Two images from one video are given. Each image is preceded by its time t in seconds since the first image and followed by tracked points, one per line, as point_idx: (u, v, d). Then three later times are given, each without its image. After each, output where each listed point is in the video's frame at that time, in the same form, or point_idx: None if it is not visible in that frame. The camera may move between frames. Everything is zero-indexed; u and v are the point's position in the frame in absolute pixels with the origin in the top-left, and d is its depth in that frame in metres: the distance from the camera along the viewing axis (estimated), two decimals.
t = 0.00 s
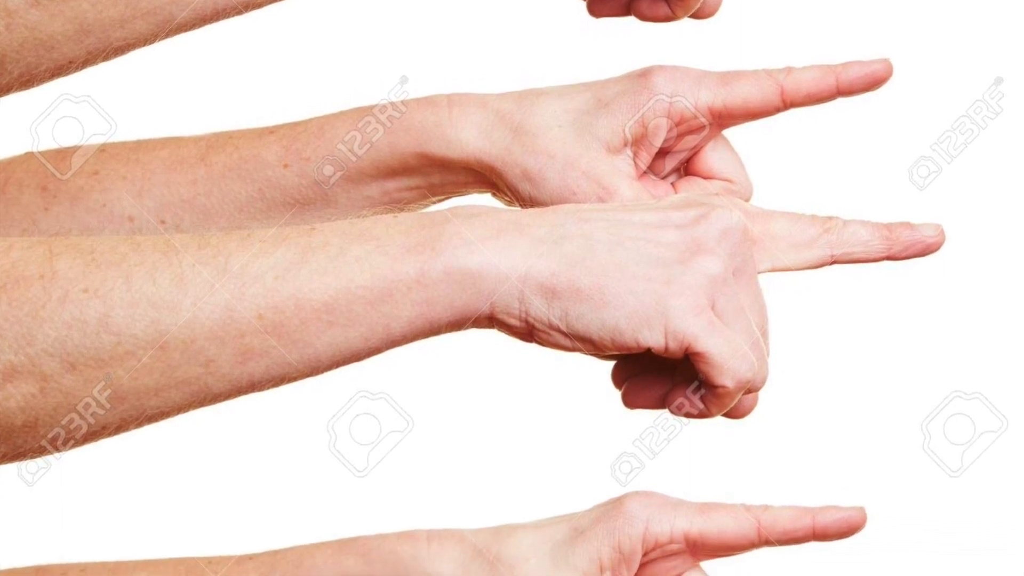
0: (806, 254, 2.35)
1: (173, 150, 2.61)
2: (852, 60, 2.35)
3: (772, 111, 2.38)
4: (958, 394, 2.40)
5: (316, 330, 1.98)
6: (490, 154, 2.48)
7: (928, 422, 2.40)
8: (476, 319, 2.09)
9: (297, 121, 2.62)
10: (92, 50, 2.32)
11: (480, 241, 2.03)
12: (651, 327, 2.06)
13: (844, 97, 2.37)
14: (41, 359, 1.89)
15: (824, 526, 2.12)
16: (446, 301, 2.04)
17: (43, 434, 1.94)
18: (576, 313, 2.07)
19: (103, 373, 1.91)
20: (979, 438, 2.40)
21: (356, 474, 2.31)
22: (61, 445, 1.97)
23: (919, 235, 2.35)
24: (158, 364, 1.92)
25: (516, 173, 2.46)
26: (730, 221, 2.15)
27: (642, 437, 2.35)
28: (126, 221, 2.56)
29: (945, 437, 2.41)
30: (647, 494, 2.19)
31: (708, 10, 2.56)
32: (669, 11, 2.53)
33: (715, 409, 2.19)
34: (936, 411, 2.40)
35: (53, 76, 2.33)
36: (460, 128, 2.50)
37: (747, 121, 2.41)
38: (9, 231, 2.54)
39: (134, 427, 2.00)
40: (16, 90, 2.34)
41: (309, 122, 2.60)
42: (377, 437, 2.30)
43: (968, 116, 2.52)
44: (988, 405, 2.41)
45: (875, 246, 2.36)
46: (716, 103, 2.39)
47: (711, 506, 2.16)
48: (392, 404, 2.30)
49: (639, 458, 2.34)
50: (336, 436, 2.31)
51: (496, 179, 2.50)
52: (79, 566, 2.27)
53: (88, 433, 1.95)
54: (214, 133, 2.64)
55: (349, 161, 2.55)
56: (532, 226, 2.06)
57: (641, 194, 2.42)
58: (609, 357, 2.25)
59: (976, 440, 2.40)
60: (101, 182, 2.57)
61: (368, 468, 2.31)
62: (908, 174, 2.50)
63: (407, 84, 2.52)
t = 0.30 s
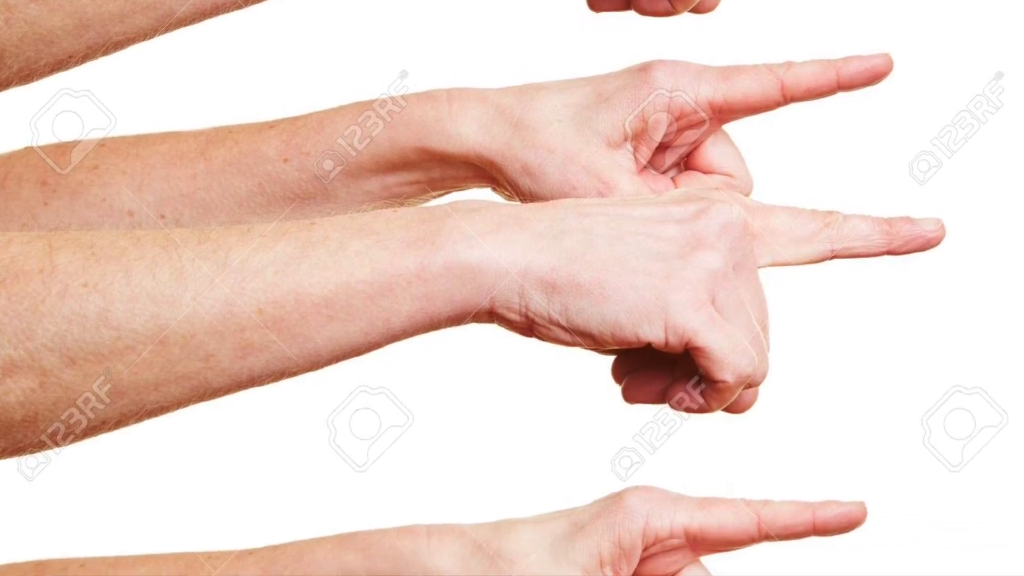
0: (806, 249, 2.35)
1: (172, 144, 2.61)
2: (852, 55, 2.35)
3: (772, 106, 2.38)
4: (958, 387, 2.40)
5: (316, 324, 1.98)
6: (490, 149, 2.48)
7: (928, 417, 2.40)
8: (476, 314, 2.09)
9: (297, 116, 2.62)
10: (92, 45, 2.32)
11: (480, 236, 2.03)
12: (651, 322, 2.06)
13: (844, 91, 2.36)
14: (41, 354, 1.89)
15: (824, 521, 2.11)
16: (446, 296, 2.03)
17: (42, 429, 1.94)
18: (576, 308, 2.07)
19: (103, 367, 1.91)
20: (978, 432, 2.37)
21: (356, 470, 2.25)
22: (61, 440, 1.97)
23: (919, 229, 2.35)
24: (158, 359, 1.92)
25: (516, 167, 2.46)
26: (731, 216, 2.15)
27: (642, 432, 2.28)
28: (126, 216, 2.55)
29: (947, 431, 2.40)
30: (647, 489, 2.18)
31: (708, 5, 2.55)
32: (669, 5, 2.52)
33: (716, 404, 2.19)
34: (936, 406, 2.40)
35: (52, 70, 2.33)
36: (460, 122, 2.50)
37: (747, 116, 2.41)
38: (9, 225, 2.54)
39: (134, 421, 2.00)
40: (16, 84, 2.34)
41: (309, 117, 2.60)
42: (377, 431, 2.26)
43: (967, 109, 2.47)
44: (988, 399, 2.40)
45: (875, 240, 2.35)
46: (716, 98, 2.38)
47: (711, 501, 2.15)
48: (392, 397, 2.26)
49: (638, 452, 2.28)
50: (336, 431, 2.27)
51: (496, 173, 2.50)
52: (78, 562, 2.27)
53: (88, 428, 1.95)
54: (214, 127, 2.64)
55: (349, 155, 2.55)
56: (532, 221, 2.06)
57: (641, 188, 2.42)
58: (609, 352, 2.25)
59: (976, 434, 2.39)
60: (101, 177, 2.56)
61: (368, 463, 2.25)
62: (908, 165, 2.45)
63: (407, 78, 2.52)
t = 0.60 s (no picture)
0: (806, 244, 2.34)
1: (172, 139, 2.61)
2: (852, 49, 2.35)
3: (773, 100, 2.37)
4: (958, 384, 2.40)
5: (316, 319, 1.98)
6: (491, 143, 2.48)
7: (929, 413, 2.40)
8: (476, 308, 2.08)
9: (297, 110, 2.61)
10: (92, 39, 2.32)
11: (480, 231, 2.03)
12: (651, 317, 2.06)
13: (845, 86, 2.36)
14: (41, 349, 1.89)
15: (825, 516, 2.11)
16: (446, 290, 2.03)
17: (42, 424, 1.94)
18: (576, 303, 2.07)
19: (102, 362, 1.91)
20: (979, 428, 2.41)
21: (356, 463, 2.32)
22: (61, 434, 1.97)
23: (920, 224, 2.35)
24: (158, 354, 1.92)
25: (516, 162, 2.46)
26: (731, 211, 2.15)
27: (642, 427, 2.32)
28: (126, 211, 2.55)
29: (947, 427, 2.40)
30: (647, 484, 2.18)
31: None
32: None
33: (716, 399, 2.19)
34: (937, 402, 2.39)
35: (52, 65, 2.32)
36: (460, 117, 2.49)
37: (747, 110, 2.41)
38: (9, 219, 2.54)
39: (133, 416, 2.00)
40: (16, 79, 2.34)
41: (309, 111, 2.60)
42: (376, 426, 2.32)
43: (968, 104, 2.50)
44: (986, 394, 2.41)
45: (875, 235, 2.35)
46: (717, 92, 2.38)
47: (712, 496, 2.15)
48: (392, 392, 2.32)
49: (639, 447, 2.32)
50: (336, 426, 2.33)
51: (496, 168, 2.50)
52: (78, 556, 2.29)
53: (87, 423, 1.95)
54: (214, 122, 2.64)
55: (349, 150, 2.55)
56: (532, 215, 2.06)
57: (641, 183, 2.42)
58: (608, 346, 2.25)
59: (976, 430, 2.40)
60: (101, 171, 2.56)
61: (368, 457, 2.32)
62: (908, 163, 2.48)
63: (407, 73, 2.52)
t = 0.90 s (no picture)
0: (806, 238, 2.34)
1: (172, 134, 2.60)
2: (853, 44, 2.35)
3: (773, 95, 2.37)
4: (958, 376, 2.40)
5: (316, 314, 1.98)
6: (491, 138, 2.47)
7: (929, 407, 2.39)
8: (476, 303, 2.08)
9: (297, 105, 2.61)
10: (91, 34, 2.32)
11: (480, 225, 2.03)
12: (651, 312, 2.06)
13: (845, 81, 2.36)
14: (41, 344, 1.89)
15: (825, 511, 2.11)
16: (446, 285, 2.03)
17: (42, 418, 1.94)
18: (576, 298, 2.07)
19: (102, 357, 1.91)
20: (980, 423, 2.40)
21: (356, 460, 2.30)
22: (61, 429, 1.97)
23: (920, 219, 2.35)
24: (158, 348, 1.92)
25: (516, 157, 2.46)
26: (731, 205, 2.15)
27: (642, 422, 2.34)
28: (126, 205, 2.55)
29: (947, 422, 2.40)
30: (647, 478, 2.18)
31: None
32: None
33: (716, 393, 2.19)
34: (937, 397, 2.39)
35: (52, 60, 2.32)
36: (460, 111, 2.49)
37: (747, 105, 2.40)
38: (8, 214, 2.54)
39: (133, 411, 2.00)
40: (15, 73, 2.34)
41: (308, 106, 2.59)
42: (377, 422, 2.30)
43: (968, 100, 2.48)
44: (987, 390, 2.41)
45: (876, 230, 2.35)
46: (717, 87, 2.38)
47: (711, 490, 2.15)
48: (392, 387, 2.30)
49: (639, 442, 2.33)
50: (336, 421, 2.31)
51: (496, 163, 2.50)
52: (78, 551, 2.29)
53: (87, 417, 1.95)
54: (214, 117, 2.64)
55: (349, 145, 2.55)
56: (532, 210, 2.06)
57: (641, 178, 2.42)
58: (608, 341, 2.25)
59: (977, 425, 2.40)
60: (101, 166, 2.56)
61: (369, 454, 2.31)
62: (909, 157, 2.45)
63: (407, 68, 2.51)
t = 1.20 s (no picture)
0: (806, 233, 2.34)
1: (172, 128, 2.60)
2: (853, 39, 2.34)
3: (773, 90, 2.37)
4: (958, 371, 2.36)
5: (316, 308, 1.98)
6: (491, 133, 2.47)
7: (929, 402, 2.38)
8: (476, 298, 2.08)
9: (297, 99, 2.61)
10: (91, 28, 2.32)
11: (480, 220, 2.03)
12: (652, 307, 2.06)
13: (845, 75, 2.35)
14: (40, 338, 1.89)
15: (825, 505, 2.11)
16: (446, 280, 2.03)
17: (42, 413, 1.94)
18: (577, 293, 2.06)
19: (101, 352, 1.91)
20: (981, 417, 2.38)
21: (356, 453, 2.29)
22: (60, 424, 1.97)
23: (920, 214, 2.35)
24: (157, 343, 1.92)
25: (516, 151, 2.45)
26: (731, 200, 2.14)
27: (641, 417, 2.29)
28: (125, 200, 2.55)
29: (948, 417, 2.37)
30: (647, 473, 2.18)
31: None
32: None
33: (716, 388, 2.19)
34: (937, 392, 2.35)
35: (51, 54, 2.32)
36: (460, 106, 2.49)
37: (747, 99, 2.40)
38: (8, 208, 2.54)
39: (133, 405, 1.99)
40: (15, 68, 2.34)
41: (308, 100, 2.59)
42: (377, 415, 2.29)
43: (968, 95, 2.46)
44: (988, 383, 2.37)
45: (876, 225, 2.35)
46: (717, 81, 2.38)
47: (711, 485, 2.15)
48: (392, 380, 2.29)
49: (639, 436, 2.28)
50: (336, 415, 2.30)
51: (496, 157, 2.49)
52: (78, 546, 2.30)
53: (87, 412, 1.95)
54: (214, 111, 2.63)
55: (348, 140, 2.54)
56: (532, 205, 2.06)
57: (641, 172, 2.41)
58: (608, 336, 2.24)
59: (977, 420, 2.37)
60: (100, 161, 2.56)
61: (368, 447, 2.29)
62: (909, 152, 2.43)
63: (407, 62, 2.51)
